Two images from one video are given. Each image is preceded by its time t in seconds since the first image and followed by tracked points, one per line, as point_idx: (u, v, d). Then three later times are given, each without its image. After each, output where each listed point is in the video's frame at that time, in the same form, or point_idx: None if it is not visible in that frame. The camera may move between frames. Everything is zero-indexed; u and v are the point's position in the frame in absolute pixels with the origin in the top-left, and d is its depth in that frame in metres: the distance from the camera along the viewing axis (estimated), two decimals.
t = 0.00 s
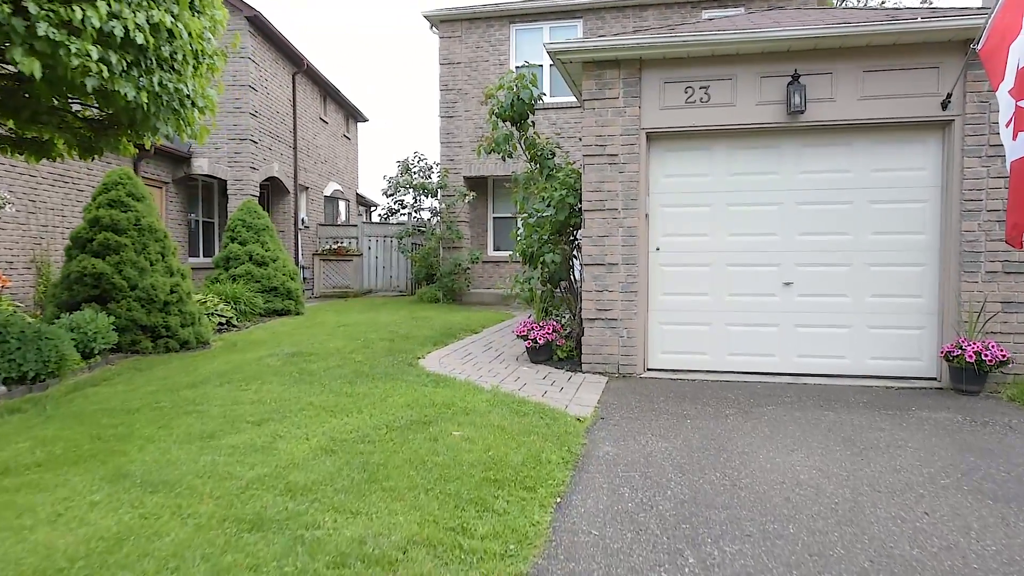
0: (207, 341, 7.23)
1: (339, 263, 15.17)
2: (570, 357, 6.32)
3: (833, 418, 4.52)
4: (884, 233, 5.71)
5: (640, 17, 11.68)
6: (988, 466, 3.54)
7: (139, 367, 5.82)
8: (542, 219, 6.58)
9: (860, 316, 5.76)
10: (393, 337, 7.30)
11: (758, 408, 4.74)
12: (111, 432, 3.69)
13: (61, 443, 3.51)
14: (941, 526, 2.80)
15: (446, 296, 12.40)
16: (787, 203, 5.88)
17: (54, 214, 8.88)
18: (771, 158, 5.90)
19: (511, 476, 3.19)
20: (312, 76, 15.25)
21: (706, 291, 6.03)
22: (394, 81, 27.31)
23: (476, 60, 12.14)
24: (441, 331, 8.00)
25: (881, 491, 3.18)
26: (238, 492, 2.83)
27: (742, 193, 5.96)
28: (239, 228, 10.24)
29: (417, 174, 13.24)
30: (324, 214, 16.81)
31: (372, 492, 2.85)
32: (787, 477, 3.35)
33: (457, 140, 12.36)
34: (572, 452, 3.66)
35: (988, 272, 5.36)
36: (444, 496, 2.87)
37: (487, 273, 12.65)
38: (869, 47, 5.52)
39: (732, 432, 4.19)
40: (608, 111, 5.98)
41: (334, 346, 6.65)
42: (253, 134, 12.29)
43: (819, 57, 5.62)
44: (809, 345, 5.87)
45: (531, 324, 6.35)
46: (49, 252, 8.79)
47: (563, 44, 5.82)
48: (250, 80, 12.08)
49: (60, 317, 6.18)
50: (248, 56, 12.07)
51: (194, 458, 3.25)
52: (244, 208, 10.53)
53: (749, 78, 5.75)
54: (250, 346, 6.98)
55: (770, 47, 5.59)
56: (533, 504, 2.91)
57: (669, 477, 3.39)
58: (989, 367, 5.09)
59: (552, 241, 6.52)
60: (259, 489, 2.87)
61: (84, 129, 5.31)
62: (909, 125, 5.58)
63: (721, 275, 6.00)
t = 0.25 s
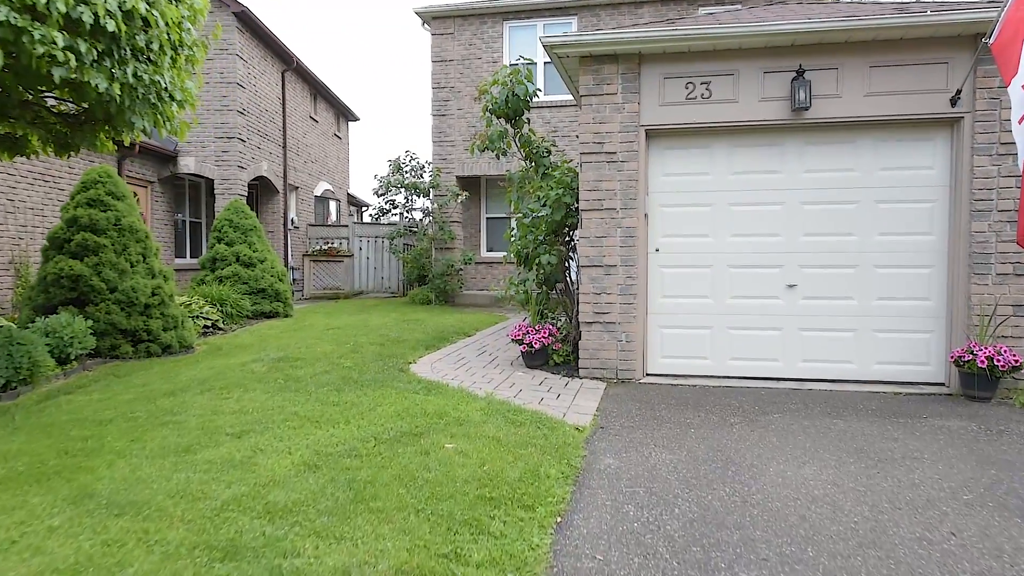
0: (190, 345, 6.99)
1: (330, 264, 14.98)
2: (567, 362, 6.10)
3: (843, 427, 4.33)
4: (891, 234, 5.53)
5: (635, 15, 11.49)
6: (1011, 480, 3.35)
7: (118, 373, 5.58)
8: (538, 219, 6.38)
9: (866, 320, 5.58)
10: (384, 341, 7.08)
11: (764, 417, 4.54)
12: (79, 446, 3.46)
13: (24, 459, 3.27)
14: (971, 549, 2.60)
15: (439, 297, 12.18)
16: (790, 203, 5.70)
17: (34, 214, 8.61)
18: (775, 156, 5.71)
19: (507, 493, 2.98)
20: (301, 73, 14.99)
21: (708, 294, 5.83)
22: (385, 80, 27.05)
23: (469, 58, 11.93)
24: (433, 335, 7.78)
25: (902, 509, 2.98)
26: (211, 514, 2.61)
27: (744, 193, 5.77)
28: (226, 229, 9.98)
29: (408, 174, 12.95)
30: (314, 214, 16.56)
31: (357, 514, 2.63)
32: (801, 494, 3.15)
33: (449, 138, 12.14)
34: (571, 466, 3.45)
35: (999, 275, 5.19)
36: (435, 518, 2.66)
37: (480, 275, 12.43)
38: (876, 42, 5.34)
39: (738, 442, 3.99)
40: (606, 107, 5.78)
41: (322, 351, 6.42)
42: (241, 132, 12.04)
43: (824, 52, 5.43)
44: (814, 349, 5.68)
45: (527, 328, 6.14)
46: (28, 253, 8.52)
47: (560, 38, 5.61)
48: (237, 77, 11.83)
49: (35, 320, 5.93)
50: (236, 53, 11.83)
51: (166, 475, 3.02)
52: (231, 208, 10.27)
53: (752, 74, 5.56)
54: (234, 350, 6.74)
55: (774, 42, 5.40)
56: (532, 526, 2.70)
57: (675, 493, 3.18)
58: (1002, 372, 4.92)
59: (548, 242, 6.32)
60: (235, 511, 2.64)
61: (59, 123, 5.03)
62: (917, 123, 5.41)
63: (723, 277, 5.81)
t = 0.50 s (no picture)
0: (174, 350, 6.74)
1: (320, 264, 14.80)
2: (564, 367, 5.90)
3: (854, 436, 4.14)
4: (898, 235, 5.36)
5: (631, 11, 11.31)
6: None
7: (95, 381, 5.34)
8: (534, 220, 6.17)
9: (873, 323, 5.41)
10: (375, 346, 6.87)
11: (771, 425, 4.35)
12: (46, 463, 3.23)
13: None
14: None
15: (431, 298, 11.97)
16: (794, 202, 5.51)
17: (13, 214, 8.35)
18: (778, 154, 5.53)
19: (505, 514, 2.77)
20: (291, 71, 14.74)
21: (709, 296, 5.64)
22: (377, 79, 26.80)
23: (462, 55, 11.72)
24: (425, 338, 7.56)
25: (927, 530, 2.79)
26: (183, 543, 2.39)
27: (747, 192, 5.58)
28: (213, 229, 9.72)
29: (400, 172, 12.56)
30: (304, 214, 16.30)
31: (342, 542, 2.42)
32: (817, 512, 2.96)
33: (442, 137, 11.93)
34: (572, 482, 3.25)
35: (1011, 277, 5.02)
36: (427, 544, 2.45)
37: (473, 276, 12.23)
38: (883, 36, 5.16)
39: (746, 454, 3.80)
40: (604, 103, 5.58)
41: (310, 355, 6.19)
42: (229, 130, 11.78)
43: (830, 46, 5.25)
44: (819, 353, 5.49)
45: (522, 332, 5.93)
46: (7, 254, 8.26)
47: (558, 31, 5.40)
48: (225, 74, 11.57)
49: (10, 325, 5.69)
50: (224, 49, 11.57)
51: (137, 497, 2.80)
52: (218, 208, 10.00)
53: (755, 69, 5.38)
54: (219, 355, 6.51)
55: (779, 36, 5.21)
56: (532, 552, 2.49)
57: (684, 512, 2.99)
58: (1015, 378, 4.75)
59: (544, 243, 6.12)
60: (209, 538, 2.42)
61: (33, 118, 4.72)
62: (925, 120, 5.23)
63: (725, 280, 5.62)
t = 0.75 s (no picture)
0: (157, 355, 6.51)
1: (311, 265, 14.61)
2: (561, 373, 5.70)
3: (866, 446, 3.97)
4: (907, 235, 5.19)
5: (627, 8, 11.14)
6: None
7: (72, 388, 5.11)
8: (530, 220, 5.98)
9: (880, 327, 5.24)
10: (365, 350, 6.66)
11: (778, 434, 4.17)
12: (9, 481, 3.00)
13: None
14: None
15: (423, 300, 11.76)
16: (799, 202, 5.34)
17: None
18: (782, 152, 5.35)
19: (504, 536, 2.57)
20: (281, 68, 14.48)
21: (710, 299, 5.46)
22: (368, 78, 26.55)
23: (455, 52, 11.51)
24: (417, 341, 7.36)
25: (955, 550, 2.62)
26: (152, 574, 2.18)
27: (750, 191, 5.41)
28: (199, 229, 9.47)
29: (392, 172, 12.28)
30: (294, 214, 16.05)
31: (327, 571, 2.22)
32: (837, 532, 2.78)
33: (434, 135, 11.72)
34: (574, 499, 3.05)
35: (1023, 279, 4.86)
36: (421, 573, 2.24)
37: (467, 277, 12.04)
38: (891, 30, 4.99)
39: (755, 466, 3.62)
40: (603, 99, 5.39)
41: (298, 360, 5.97)
42: (217, 128, 11.53)
43: (837, 41, 5.08)
44: (824, 358, 5.32)
45: (518, 336, 5.72)
46: None
47: (555, 24, 5.20)
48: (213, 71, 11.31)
49: None
50: (212, 45, 11.32)
51: (105, 520, 2.59)
52: (205, 208, 9.75)
53: (759, 64, 5.20)
54: (204, 360, 6.29)
55: (784, 30, 5.04)
56: None
57: (694, 532, 2.80)
58: None
59: (541, 244, 5.93)
60: (181, 568, 2.21)
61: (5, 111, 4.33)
62: (934, 117, 5.07)
63: (727, 282, 5.44)
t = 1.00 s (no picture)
0: (138, 359, 6.27)
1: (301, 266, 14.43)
2: (559, 378, 5.49)
3: (880, 456, 3.78)
4: (917, 236, 5.02)
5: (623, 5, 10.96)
6: None
7: (46, 395, 4.86)
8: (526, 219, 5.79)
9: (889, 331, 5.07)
10: (355, 354, 6.44)
11: (787, 444, 3.98)
12: None
13: None
14: None
15: (416, 302, 11.54)
16: (805, 201, 5.17)
17: None
18: (788, 150, 5.18)
19: (502, 561, 2.36)
20: (271, 65, 14.24)
21: (713, 302, 5.29)
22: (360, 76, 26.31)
23: (448, 49, 11.32)
24: (410, 345, 7.15)
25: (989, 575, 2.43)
26: None
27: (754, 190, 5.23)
28: (186, 229, 9.22)
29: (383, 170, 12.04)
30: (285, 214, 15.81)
31: None
32: (860, 554, 2.58)
33: (427, 134, 11.51)
34: (577, 516, 2.85)
35: None
36: None
37: (460, 278, 11.88)
38: (901, 23, 4.81)
39: (767, 478, 3.42)
40: (602, 94, 5.19)
41: (285, 365, 5.75)
42: (205, 126, 11.29)
43: (845, 34, 4.90)
44: (831, 363, 5.17)
45: (514, 339, 5.51)
46: None
47: (553, 16, 4.99)
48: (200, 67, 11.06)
49: None
50: (199, 41, 11.07)
51: (65, 545, 2.36)
52: (191, 207, 9.50)
53: (764, 59, 5.01)
54: (188, 365, 6.05)
55: (790, 23, 4.85)
56: None
57: (706, 553, 2.60)
58: None
59: (538, 244, 5.73)
60: None
61: None
62: (945, 114, 4.90)
63: (731, 284, 5.27)
